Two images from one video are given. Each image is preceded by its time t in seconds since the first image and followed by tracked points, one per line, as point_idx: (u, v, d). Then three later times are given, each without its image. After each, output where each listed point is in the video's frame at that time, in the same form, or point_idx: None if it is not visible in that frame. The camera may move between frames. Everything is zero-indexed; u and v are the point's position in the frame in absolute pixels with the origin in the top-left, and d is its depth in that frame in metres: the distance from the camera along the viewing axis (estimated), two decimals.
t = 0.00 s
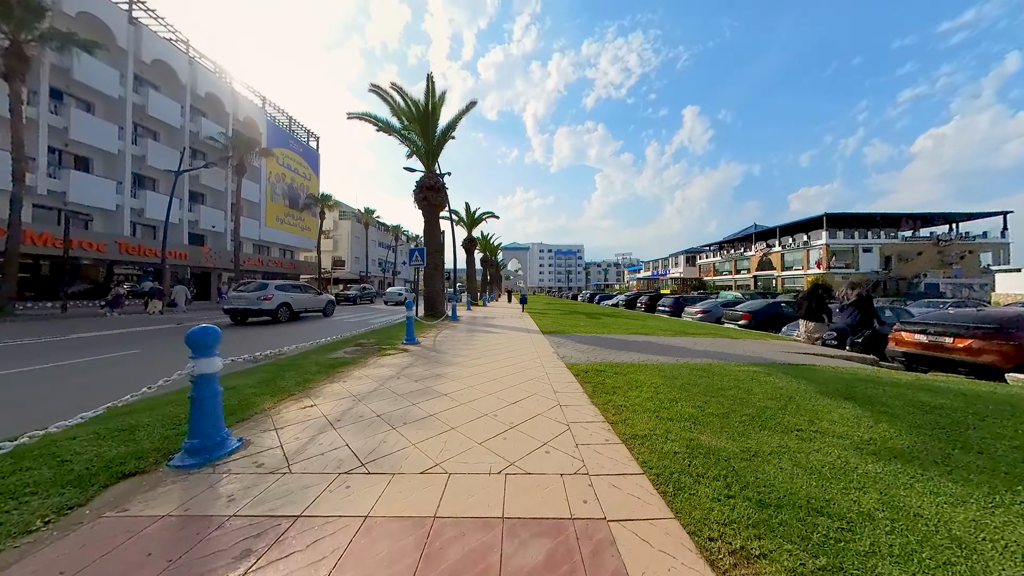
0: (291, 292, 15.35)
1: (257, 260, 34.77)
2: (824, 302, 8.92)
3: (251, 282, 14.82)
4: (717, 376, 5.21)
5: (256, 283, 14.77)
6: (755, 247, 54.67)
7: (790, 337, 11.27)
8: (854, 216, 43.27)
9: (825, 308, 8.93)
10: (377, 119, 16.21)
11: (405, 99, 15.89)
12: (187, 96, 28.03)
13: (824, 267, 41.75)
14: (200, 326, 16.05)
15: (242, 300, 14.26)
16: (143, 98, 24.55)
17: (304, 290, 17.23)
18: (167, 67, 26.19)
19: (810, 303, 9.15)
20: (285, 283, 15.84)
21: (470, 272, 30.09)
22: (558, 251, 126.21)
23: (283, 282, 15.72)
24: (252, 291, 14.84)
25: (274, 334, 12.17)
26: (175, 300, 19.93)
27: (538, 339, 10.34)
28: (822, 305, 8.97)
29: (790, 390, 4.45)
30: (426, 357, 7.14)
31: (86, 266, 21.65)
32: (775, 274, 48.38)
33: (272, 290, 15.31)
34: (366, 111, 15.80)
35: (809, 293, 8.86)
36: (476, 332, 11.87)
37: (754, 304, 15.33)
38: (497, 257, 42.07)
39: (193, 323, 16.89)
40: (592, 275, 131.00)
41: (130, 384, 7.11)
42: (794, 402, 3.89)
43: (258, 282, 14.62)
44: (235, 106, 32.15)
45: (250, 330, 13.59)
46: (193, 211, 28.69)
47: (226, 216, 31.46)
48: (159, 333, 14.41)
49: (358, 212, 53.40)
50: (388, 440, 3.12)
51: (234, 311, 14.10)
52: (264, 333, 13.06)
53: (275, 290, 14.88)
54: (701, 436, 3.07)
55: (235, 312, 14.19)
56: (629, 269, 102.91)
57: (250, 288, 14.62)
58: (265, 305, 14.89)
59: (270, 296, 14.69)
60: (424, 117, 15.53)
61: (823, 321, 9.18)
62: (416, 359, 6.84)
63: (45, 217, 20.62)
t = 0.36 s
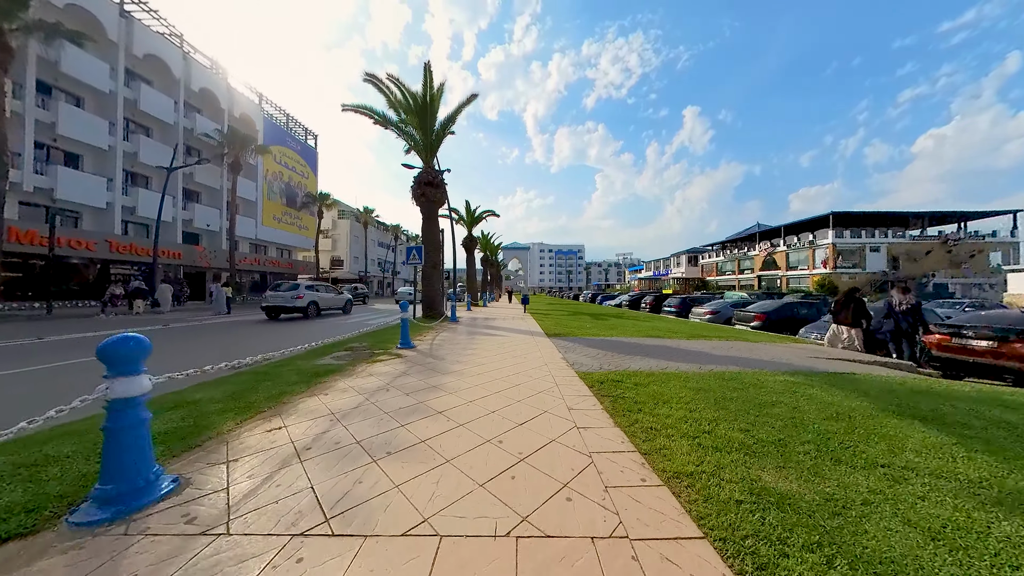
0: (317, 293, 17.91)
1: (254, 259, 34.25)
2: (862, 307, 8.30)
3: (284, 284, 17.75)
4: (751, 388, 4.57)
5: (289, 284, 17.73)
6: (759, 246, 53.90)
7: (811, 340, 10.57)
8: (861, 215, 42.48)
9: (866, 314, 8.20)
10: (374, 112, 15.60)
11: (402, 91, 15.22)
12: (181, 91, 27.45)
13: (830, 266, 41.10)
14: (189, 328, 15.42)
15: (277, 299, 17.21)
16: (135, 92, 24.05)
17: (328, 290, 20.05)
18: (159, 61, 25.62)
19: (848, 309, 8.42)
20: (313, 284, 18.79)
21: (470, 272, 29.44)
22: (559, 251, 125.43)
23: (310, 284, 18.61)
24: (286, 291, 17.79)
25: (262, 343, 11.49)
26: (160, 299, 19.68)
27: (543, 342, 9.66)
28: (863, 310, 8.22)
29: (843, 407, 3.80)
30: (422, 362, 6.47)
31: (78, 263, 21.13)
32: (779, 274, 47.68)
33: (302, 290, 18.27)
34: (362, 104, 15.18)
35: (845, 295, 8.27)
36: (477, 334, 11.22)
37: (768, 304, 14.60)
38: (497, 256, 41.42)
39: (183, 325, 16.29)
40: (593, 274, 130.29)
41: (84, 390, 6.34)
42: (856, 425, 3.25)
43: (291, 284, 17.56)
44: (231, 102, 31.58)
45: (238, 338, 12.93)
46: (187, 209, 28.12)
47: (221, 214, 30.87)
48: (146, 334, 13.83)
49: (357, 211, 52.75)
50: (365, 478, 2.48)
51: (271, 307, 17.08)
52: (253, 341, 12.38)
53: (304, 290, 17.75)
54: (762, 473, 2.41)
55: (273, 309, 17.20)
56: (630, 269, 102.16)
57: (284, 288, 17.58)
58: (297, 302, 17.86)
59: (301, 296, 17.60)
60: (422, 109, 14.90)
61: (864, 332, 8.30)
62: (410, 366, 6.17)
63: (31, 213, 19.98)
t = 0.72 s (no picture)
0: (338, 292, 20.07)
1: (249, 259, 33.63)
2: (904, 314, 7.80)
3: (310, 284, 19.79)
4: (792, 404, 3.92)
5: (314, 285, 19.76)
6: (762, 246, 53.19)
7: (832, 344, 9.91)
8: (867, 214, 41.78)
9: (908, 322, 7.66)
10: (369, 104, 15.02)
11: (398, 82, 14.60)
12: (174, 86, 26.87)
13: (836, 266, 40.40)
14: (177, 330, 14.86)
15: (305, 298, 19.39)
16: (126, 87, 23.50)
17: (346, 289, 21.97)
18: (151, 56, 25.09)
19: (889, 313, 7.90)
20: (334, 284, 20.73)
21: (469, 271, 28.83)
22: (559, 251, 124.79)
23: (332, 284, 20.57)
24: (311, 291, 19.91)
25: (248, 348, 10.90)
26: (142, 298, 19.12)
27: (545, 345, 8.99)
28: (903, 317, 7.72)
29: (915, 432, 3.12)
30: (412, 369, 5.82)
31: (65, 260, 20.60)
32: (784, 273, 46.99)
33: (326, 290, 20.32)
34: (357, 96, 14.57)
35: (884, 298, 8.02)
36: (474, 336, 10.58)
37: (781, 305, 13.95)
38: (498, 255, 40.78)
39: (171, 326, 15.72)
40: (593, 274, 129.60)
41: (41, 400, 5.75)
42: (944, 460, 2.59)
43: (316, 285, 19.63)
44: (225, 99, 31.05)
45: (226, 342, 12.36)
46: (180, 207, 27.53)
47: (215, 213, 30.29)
48: (131, 336, 13.26)
49: (356, 210, 52.11)
50: (313, 544, 1.83)
51: (300, 305, 19.23)
52: (241, 345, 11.82)
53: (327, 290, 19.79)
54: (855, 540, 1.77)
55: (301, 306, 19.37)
56: (631, 269, 101.45)
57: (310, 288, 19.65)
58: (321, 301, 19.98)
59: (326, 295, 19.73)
60: (418, 101, 14.28)
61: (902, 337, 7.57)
62: (399, 373, 5.53)
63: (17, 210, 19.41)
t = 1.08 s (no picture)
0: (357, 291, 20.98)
1: (245, 258, 32.98)
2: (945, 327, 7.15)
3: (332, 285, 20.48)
4: (843, 427, 3.27)
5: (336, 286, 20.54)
6: (766, 245, 52.49)
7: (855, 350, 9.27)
8: (873, 213, 41.04)
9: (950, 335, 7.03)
10: (362, 97, 14.38)
11: (392, 73, 13.98)
12: (166, 82, 26.34)
13: (842, 266, 39.66)
14: (161, 336, 14.18)
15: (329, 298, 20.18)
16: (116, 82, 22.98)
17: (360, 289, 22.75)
18: (142, 51, 24.49)
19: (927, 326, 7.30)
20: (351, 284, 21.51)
21: (468, 271, 28.21)
22: (560, 251, 124.24)
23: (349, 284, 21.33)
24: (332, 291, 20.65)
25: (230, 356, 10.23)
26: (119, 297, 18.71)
27: (546, 349, 8.31)
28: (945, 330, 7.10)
29: (1016, 473, 2.46)
30: (397, 381, 5.16)
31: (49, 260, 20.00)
32: (788, 274, 46.31)
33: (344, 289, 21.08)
34: (349, 88, 13.93)
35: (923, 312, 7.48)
36: (471, 340, 9.93)
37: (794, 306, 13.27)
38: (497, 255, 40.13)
39: (155, 331, 15.05)
40: (594, 274, 128.93)
41: None
42: None
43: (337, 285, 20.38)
44: (219, 96, 30.47)
45: (209, 349, 11.68)
46: (172, 205, 26.93)
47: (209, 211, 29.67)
48: (111, 342, 12.62)
49: (354, 210, 51.49)
50: None
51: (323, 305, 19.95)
52: (223, 353, 11.13)
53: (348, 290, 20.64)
54: None
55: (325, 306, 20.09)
56: (631, 269, 100.73)
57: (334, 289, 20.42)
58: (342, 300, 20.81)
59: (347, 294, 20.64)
60: (413, 92, 13.66)
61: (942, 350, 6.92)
62: (381, 386, 4.87)
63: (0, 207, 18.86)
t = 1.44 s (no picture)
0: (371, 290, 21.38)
1: (240, 258, 32.38)
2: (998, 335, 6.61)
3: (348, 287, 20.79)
4: (921, 462, 2.65)
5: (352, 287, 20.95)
6: (769, 245, 51.78)
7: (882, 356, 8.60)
8: (880, 212, 40.33)
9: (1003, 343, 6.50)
10: (356, 88, 13.75)
11: (387, 62, 13.35)
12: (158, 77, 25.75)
13: (848, 265, 38.93)
14: (145, 339, 13.56)
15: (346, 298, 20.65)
16: (105, 77, 22.43)
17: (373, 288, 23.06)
18: (134, 46, 23.92)
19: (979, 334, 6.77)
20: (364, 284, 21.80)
21: (467, 271, 27.59)
22: (560, 251, 123.58)
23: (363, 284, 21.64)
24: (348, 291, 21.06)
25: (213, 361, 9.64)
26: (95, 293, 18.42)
27: (548, 354, 7.64)
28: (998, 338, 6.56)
29: None
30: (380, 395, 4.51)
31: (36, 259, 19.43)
32: (792, 274, 45.63)
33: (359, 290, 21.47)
34: (341, 78, 13.30)
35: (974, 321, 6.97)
36: (468, 343, 9.29)
37: (809, 307, 12.61)
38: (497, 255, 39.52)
39: (140, 334, 14.44)
40: (594, 275, 128.23)
41: None
42: None
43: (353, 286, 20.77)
44: (213, 92, 29.90)
45: (191, 354, 11.08)
46: (164, 203, 26.35)
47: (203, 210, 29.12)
48: (91, 347, 12.00)
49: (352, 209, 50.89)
50: None
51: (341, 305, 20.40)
52: (207, 358, 10.53)
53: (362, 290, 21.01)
54: None
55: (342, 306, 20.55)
56: (632, 269, 100.04)
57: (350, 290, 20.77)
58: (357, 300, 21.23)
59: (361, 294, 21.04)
60: (409, 82, 13.04)
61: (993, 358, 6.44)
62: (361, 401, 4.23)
63: None
